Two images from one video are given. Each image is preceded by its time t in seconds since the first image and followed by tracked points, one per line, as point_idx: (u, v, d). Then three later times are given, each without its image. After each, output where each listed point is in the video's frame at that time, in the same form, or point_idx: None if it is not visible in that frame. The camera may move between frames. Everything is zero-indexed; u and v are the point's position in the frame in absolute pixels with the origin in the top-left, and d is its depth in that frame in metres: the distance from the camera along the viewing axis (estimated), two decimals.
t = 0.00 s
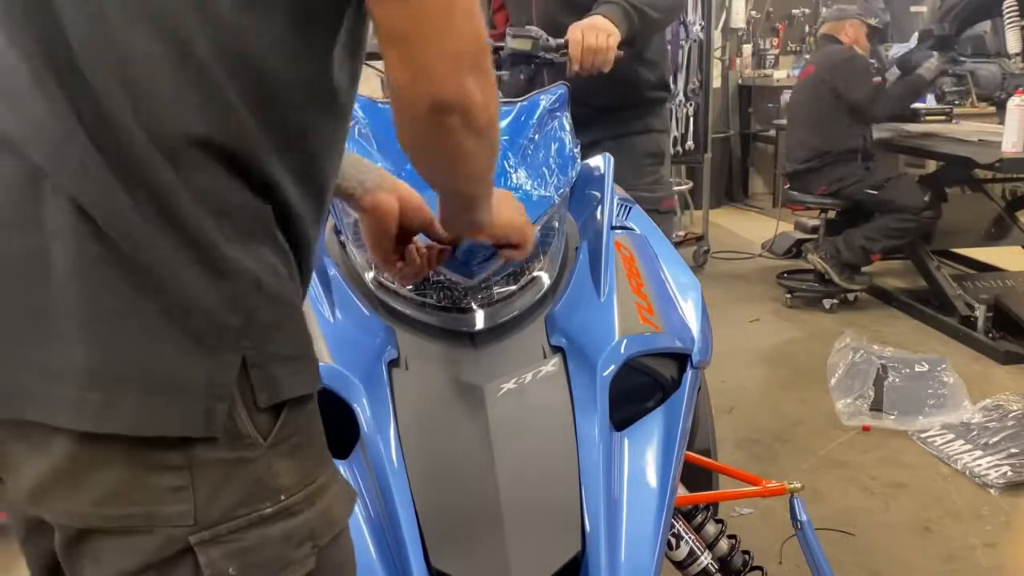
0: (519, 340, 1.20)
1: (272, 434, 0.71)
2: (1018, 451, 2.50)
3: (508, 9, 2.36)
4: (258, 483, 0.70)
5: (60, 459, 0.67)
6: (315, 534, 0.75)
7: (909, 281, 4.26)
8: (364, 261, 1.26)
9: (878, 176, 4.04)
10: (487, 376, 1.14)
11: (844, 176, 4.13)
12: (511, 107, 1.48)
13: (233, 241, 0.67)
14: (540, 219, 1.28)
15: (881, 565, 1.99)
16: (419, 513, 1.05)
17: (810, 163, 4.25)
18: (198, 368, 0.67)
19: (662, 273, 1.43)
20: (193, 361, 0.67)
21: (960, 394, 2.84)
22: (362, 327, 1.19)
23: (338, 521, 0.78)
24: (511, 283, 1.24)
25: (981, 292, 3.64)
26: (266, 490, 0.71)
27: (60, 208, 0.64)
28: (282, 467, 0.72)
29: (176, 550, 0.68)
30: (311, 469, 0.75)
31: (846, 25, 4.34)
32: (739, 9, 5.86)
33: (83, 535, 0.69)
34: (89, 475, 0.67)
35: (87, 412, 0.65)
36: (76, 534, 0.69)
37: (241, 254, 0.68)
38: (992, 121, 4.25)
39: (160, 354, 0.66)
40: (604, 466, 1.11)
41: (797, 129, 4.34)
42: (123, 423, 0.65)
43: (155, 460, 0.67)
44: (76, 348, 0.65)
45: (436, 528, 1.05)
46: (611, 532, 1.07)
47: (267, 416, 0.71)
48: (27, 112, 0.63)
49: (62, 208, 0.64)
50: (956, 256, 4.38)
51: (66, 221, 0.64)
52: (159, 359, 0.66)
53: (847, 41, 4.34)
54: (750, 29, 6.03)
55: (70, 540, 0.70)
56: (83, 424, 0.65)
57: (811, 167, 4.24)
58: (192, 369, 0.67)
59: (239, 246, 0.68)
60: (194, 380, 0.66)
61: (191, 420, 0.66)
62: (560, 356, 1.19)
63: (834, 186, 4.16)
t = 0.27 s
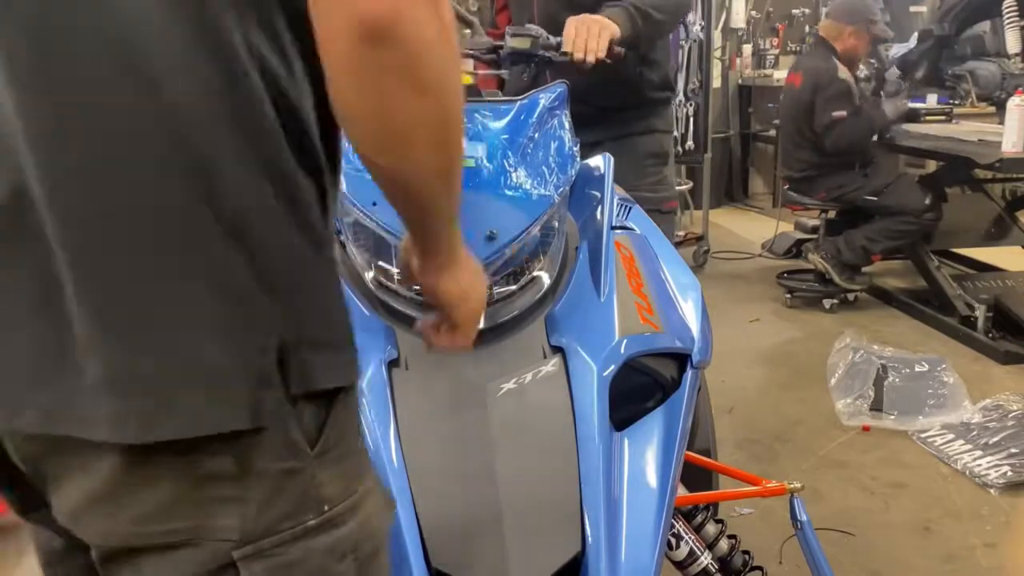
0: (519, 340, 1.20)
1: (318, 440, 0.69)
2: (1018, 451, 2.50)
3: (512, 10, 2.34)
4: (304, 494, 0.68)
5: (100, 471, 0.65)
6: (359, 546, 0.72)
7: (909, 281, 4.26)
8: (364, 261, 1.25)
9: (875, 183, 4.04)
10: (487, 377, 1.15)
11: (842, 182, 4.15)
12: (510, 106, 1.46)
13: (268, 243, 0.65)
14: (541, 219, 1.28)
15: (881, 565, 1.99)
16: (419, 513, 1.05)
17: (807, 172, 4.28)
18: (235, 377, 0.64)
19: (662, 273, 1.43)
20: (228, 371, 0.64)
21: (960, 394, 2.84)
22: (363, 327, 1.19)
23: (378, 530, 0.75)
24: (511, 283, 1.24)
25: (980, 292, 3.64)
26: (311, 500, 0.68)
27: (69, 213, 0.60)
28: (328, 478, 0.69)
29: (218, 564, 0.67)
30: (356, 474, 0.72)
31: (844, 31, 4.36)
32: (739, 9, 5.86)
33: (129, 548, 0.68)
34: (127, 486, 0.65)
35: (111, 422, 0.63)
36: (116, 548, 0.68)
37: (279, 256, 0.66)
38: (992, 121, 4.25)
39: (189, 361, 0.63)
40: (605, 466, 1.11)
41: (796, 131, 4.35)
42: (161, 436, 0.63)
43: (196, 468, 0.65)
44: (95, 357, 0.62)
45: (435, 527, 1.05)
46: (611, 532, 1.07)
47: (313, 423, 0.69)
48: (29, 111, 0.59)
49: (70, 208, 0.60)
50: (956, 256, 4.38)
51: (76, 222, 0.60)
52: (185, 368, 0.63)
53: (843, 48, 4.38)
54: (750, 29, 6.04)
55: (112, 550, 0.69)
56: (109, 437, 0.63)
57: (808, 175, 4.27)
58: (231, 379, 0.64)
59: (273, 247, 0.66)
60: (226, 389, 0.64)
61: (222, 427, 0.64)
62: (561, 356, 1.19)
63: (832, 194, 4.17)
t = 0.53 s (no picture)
0: (518, 341, 1.20)
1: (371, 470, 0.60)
2: (1018, 451, 2.50)
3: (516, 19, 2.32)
4: (353, 528, 0.58)
5: (152, 536, 0.52)
6: None
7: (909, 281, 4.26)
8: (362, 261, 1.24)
9: (875, 184, 4.05)
10: (487, 377, 1.15)
11: (843, 183, 4.15)
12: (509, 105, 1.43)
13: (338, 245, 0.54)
14: (540, 219, 1.28)
15: (881, 565, 1.99)
16: (419, 514, 1.05)
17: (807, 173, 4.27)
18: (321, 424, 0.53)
19: (662, 273, 1.43)
20: (311, 417, 0.53)
21: (960, 394, 2.84)
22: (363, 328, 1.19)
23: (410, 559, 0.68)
24: (511, 283, 1.24)
25: (980, 292, 3.64)
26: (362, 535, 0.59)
27: (116, 238, 0.46)
28: (372, 513, 0.60)
29: None
30: (389, 501, 0.63)
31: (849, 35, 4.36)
32: (739, 9, 5.87)
33: None
34: (182, 547, 0.53)
35: (178, 487, 0.50)
36: None
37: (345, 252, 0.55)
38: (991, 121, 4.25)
39: (269, 407, 0.51)
40: (603, 466, 1.11)
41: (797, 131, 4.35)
42: (244, 504, 0.51)
43: (266, 519, 0.54)
44: (149, 413, 0.49)
45: (435, 527, 1.05)
46: (610, 531, 1.07)
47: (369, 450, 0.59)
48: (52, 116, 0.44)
49: (116, 232, 0.46)
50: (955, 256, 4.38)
51: (131, 251, 0.47)
52: (261, 420, 0.51)
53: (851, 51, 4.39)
54: (750, 29, 6.04)
55: None
56: (173, 506, 0.50)
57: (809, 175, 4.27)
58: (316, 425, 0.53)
59: (346, 246, 0.55)
60: (311, 439, 0.53)
61: (303, 478, 0.53)
62: (560, 356, 1.19)
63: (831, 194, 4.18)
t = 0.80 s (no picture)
0: (519, 341, 1.20)
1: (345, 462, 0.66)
2: (1018, 451, 2.50)
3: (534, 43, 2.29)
4: (329, 519, 0.65)
5: (124, 519, 0.60)
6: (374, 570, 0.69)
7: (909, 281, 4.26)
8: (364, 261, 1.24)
9: (879, 185, 4.04)
10: (487, 378, 1.15)
11: (845, 183, 4.13)
12: (510, 106, 1.44)
13: (305, 255, 0.62)
14: (540, 219, 1.28)
15: (881, 565, 1.99)
16: (418, 515, 1.05)
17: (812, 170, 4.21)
18: (285, 414, 0.60)
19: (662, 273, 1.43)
20: (276, 407, 0.60)
21: (961, 394, 2.84)
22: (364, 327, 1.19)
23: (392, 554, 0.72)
24: (511, 283, 1.24)
25: (980, 292, 3.64)
26: (334, 528, 0.65)
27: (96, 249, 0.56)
28: (351, 503, 0.66)
29: None
30: (370, 497, 0.69)
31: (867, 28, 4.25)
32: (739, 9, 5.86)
33: None
34: (160, 531, 0.60)
35: (154, 469, 0.58)
36: None
37: (310, 259, 0.63)
38: (992, 121, 4.28)
39: (231, 396, 0.59)
40: (603, 466, 1.11)
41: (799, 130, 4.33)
42: (213, 485, 0.59)
43: (238, 505, 0.61)
44: (122, 404, 0.58)
45: (435, 527, 1.04)
46: (610, 532, 1.07)
47: (344, 444, 0.65)
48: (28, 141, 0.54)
49: (92, 248, 0.56)
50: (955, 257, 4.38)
51: (105, 266, 0.56)
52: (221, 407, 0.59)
53: (869, 45, 4.26)
54: (750, 29, 6.04)
55: None
56: (147, 488, 0.59)
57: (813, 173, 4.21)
58: (281, 415, 0.60)
59: (292, 260, 0.61)
60: (277, 428, 0.60)
61: (271, 465, 0.60)
62: (560, 356, 1.19)
63: (833, 194, 4.16)
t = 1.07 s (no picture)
0: (519, 340, 1.20)
1: (304, 476, 0.65)
2: (1017, 451, 2.50)
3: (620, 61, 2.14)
4: (287, 535, 0.64)
5: (64, 534, 0.58)
6: None
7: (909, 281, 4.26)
8: (364, 261, 1.24)
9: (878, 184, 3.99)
10: (487, 377, 1.15)
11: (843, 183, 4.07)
12: (510, 106, 1.44)
13: (255, 267, 0.62)
14: (540, 219, 1.28)
15: (881, 565, 1.99)
16: (419, 516, 1.05)
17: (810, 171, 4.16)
18: (226, 425, 0.60)
19: (662, 273, 1.43)
20: (217, 417, 0.60)
21: (960, 394, 2.85)
22: (364, 327, 1.19)
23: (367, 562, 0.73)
24: (511, 283, 1.24)
25: (981, 292, 3.65)
26: (295, 541, 0.65)
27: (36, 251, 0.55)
28: (313, 515, 0.66)
29: None
30: (345, 506, 0.70)
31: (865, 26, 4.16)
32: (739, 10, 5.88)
33: None
34: (102, 543, 0.59)
35: (89, 479, 0.57)
36: None
37: (261, 273, 0.63)
38: (992, 121, 4.28)
39: (171, 407, 0.58)
40: (604, 467, 1.11)
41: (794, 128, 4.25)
42: (153, 495, 0.58)
43: (185, 518, 0.60)
44: (55, 410, 0.57)
45: (436, 528, 1.04)
46: (610, 532, 1.07)
47: (301, 459, 0.65)
48: None
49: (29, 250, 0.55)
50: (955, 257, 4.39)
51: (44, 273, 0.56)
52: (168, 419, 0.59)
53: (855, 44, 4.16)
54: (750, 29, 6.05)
55: None
56: (84, 499, 0.57)
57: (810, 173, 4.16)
58: (222, 425, 0.60)
59: (245, 273, 0.61)
60: (218, 440, 0.60)
61: (215, 476, 0.60)
62: (560, 356, 1.19)
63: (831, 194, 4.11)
